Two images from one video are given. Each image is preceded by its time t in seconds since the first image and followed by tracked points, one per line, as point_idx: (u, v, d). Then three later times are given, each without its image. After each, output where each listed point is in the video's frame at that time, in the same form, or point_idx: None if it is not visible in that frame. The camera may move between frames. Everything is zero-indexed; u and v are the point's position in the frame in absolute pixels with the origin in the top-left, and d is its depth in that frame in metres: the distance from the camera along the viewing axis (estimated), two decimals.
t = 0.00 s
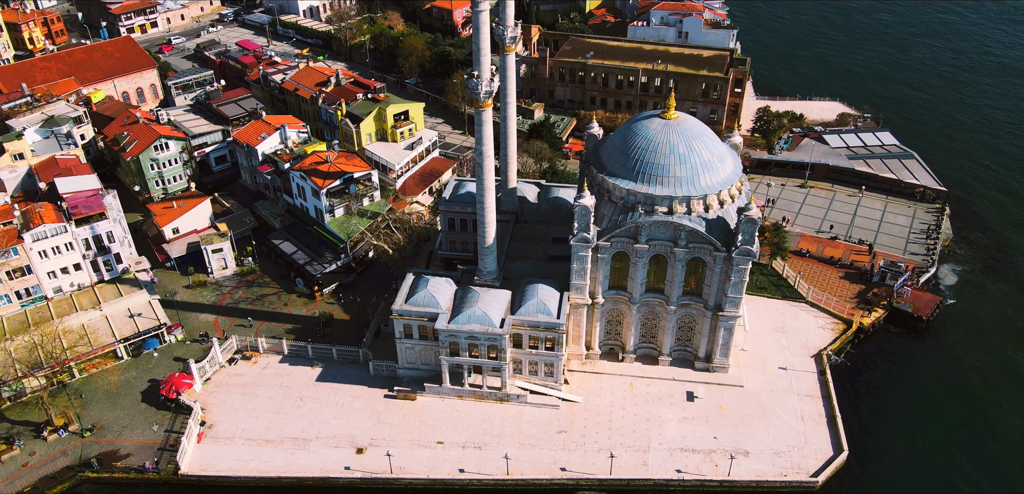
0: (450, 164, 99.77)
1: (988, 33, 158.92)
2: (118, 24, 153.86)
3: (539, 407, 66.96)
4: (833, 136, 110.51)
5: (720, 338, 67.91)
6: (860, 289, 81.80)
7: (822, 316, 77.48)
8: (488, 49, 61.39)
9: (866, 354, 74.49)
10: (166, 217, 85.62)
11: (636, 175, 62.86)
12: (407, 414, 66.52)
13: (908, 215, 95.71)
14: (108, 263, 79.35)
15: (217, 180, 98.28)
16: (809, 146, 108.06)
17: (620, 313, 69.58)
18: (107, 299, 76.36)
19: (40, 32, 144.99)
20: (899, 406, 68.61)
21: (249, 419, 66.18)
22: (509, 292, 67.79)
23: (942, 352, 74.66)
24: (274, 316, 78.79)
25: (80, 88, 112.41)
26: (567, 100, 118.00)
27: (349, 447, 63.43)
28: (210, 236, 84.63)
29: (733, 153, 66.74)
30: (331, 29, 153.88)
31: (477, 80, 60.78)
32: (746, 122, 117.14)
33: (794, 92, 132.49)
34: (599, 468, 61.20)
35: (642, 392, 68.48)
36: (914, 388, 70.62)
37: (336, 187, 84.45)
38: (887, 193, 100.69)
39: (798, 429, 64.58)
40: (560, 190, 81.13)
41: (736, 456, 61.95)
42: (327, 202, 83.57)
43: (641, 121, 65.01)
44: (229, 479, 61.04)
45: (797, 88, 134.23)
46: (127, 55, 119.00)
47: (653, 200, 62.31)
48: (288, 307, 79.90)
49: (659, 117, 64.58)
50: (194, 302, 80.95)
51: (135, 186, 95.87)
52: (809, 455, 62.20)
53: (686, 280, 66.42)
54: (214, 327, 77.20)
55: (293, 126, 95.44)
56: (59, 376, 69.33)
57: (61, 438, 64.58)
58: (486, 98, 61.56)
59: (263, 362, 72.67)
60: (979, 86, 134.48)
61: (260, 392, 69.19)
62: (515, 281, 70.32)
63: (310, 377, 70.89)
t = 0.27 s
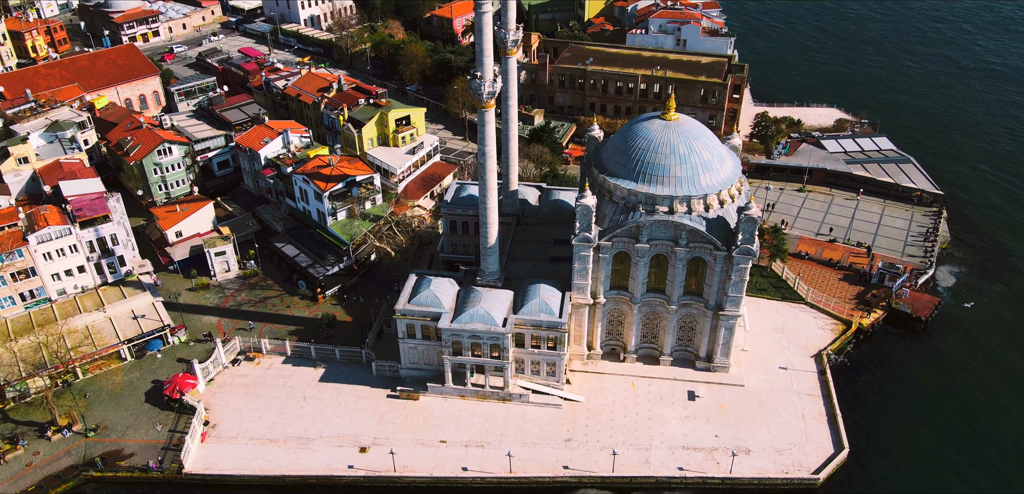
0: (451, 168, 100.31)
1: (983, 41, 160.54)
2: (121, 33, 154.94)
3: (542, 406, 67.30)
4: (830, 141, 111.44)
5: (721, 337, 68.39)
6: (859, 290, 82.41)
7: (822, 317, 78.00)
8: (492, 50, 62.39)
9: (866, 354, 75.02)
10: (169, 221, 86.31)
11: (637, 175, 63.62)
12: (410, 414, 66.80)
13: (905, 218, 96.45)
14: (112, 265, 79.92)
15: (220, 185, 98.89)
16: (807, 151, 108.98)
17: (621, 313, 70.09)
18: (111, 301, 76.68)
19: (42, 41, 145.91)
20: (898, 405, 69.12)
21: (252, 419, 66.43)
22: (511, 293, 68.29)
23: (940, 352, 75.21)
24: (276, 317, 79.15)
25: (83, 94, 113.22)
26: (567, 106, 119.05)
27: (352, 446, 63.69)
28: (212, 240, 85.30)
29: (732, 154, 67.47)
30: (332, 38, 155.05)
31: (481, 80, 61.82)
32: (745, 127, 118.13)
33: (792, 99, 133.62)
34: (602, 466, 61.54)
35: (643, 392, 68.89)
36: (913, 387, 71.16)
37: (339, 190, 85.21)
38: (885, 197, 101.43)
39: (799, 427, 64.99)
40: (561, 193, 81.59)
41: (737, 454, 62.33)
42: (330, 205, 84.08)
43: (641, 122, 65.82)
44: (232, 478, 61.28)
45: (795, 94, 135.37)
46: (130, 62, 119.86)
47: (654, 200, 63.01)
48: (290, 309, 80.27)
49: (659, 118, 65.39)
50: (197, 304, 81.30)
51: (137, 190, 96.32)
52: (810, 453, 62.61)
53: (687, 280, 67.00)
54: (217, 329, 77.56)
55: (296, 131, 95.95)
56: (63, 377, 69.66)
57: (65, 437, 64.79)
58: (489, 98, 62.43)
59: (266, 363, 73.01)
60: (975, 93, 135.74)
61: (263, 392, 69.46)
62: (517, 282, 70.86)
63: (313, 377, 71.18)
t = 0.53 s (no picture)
0: (452, 173, 100.91)
1: (978, 50, 162.14)
2: (123, 41, 156.03)
3: (544, 406, 67.66)
4: (828, 146, 112.35)
5: (722, 337, 68.85)
6: (858, 291, 82.97)
7: (821, 318, 78.54)
8: (494, 52, 63.42)
9: (865, 355, 75.56)
10: (172, 224, 87.04)
11: (637, 175, 64.35)
12: (412, 413, 67.12)
13: (903, 221, 97.18)
14: (116, 268, 80.14)
15: (222, 189, 99.58)
16: (805, 155, 109.89)
17: (622, 314, 70.59)
18: (114, 302, 76.99)
19: (45, 49, 146.82)
20: (897, 404, 69.60)
21: (256, 419, 66.70)
22: (513, 292, 68.81)
23: (939, 352, 75.79)
24: (279, 319, 79.53)
25: (87, 100, 114.05)
26: (567, 111, 120.07)
27: (355, 445, 63.97)
28: (216, 243, 85.70)
29: (732, 155, 68.24)
30: (333, 46, 156.20)
31: (483, 81, 62.85)
32: (743, 133, 119.12)
33: (790, 105, 134.74)
34: (604, 464, 61.90)
35: (644, 391, 69.31)
36: (912, 387, 71.65)
37: (341, 193, 85.98)
38: (883, 200, 102.19)
39: (800, 425, 65.40)
40: (562, 196, 82.21)
41: (739, 452, 62.71)
42: (332, 208, 84.72)
43: (641, 123, 66.65)
44: (236, 477, 61.53)
45: (792, 101, 136.52)
46: (133, 69, 120.68)
47: (654, 199, 63.67)
48: (293, 311, 80.67)
49: (660, 119, 66.23)
50: (200, 306, 81.68)
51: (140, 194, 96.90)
52: (811, 450, 63.01)
53: (687, 280, 67.55)
54: (220, 330, 77.90)
55: (298, 135, 96.99)
56: (67, 378, 70.01)
57: (69, 437, 65.03)
58: (492, 98, 63.38)
59: (269, 364, 73.36)
60: (970, 100, 137.02)
61: (266, 392, 69.76)
62: (519, 283, 71.42)
63: (316, 378, 71.50)
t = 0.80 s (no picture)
0: (453, 177, 101.50)
1: (973, 58, 163.71)
2: (126, 50, 157.10)
3: (546, 405, 68.06)
4: (826, 151, 113.23)
5: (722, 336, 69.34)
6: (857, 293, 83.59)
7: (821, 319, 79.10)
8: (497, 53, 64.32)
9: (864, 355, 76.13)
10: (176, 227, 86.93)
11: (638, 176, 65.13)
12: (415, 413, 67.47)
13: (901, 224, 97.97)
14: (120, 270, 80.37)
15: (225, 194, 100.29)
16: (803, 160, 110.79)
17: (624, 314, 71.09)
18: (118, 304, 77.34)
19: (49, 56, 147.82)
20: (896, 403, 70.17)
21: (259, 418, 67.03)
22: (515, 292, 69.34)
23: (937, 352, 76.43)
24: (282, 321, 79.95)
25: (91, 106, 114.91)
26: (567, 117, 121.11)
27: (358, 443, 64.31)
28: (219, 246, 86.74)
29: (731, 156, 69.09)
30: (334, 53, 157.34)
31: (486, 82, 63.75)
32: (741, 138, 120.15)
33: (788, 112, 135.88)
34: (606, 461, 62.30)
35: (646, 390, 69.75)
36: (911, 386, 72.25)
37: (344, 196, 86.97)
38: (880, 204, 102.98)
39: (801, 423, 65.89)
40: (563, 198, 82.73)
41: (740, 450, 63.17)
42: (335, 211, 85.57)
43: (642, 125, 67.51)
44: (240, 475, 61.83)
45: (790, 107, 137.70)
46: (136, 76, 121.59)
47: (655, 199, 64.36)
48: (296, 313, 81.12)
49: (660, 121, 67.08)
50: (203, 308, 82.09)
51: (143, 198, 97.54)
52: (812, 448, 63.50)
53: (688, 280, 68.15)
54: (224, 332, 78.26)
55: (301, 140, 98.04)
56: (72, 378, 70.39)
57: (73, 436, 65.31)
58: (494, 99, 64.19)
59: (273, 364, 73.75)
60: (965, 106, 138.26)
61: (270, 392, 70.11)
62: (521, 283, 71.99)
63: (319, 378, 71.86)
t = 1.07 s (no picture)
0: (454, 181, 102.17)
1: (968, 65, 165.24)
2: (128, 57, 158.14)
3: (548, 404, 68.46)
4: (824, 156, 114.19)
5: (723, 335, 69.85)
6: (855, 294, 84.26)
7: (820, 319, 79.68)
8: (499, 54, 65.20)
9: (864, 356, 76.67)
10: (179, 230, 87.49)
11: (639, 176, 65.90)
12: (418, 412, 67.82)
13: (899, 227, 98.77)
14: (124, 272, 80.81)
15: (228, 198, 100.90)
16: (801, 164, 111.72)
17: (625, 314, 71.61)
18: (122, 305, 77.79)
19: (52, 64, 148.70)
20: (896, 403, 70.71)
21: (263, 417, 67.36)
22: (517, 292, 69.90)
23: (935, 352, 77.05)
24: (285, 322, 80.37)
25: (94, 112, 115.75)
26: (567, 123, 122.09)
27: (362, 442, 64.64)
28: (222, 248, 86.79)
29: (731, 157, 69.96)
30: (335, 61, 158.48)
31: (489, 82, 64.66)
32: (740, 143, 121.14)
33: (785, 118, 136.99)
34: (609, 459, 62.68)
35: (647, 390, 70.21)
36: (910, 386, 72.82)
37: (346, 198, 87.56)
38: (878, 207, 103.88)
39: (801, 422, 66.35)
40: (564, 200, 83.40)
41: (741, 447, 63.61)
42: (338, 213, 86.42)
43: (642, 126, 68.39)
44: (244, 473, 62.13)
45: (788, 114, 138.88)
46: (139, 82, 122.49)
47: (656, 199, 65.06)
48: (299, 315, 81.56)
49: (660, 122, 67.96)
50: (206, 310, 82.50)
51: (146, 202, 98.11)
52: (813, 446, 63.97)
53: (689, 280, 68.76)
54: (227, 333, 78.60)
55: (304, 143, 98.52)
56: (76, 378, 70.70)
57: (78, 436, 65.58)
58: (497, 100, 65.01)
59: (276, 365, 74.13)
60: (961, 113, 139.52)
61: (273, 392, 70.46)
62: (523, 284, 72.55)
63: (322, 378, 72.24)
